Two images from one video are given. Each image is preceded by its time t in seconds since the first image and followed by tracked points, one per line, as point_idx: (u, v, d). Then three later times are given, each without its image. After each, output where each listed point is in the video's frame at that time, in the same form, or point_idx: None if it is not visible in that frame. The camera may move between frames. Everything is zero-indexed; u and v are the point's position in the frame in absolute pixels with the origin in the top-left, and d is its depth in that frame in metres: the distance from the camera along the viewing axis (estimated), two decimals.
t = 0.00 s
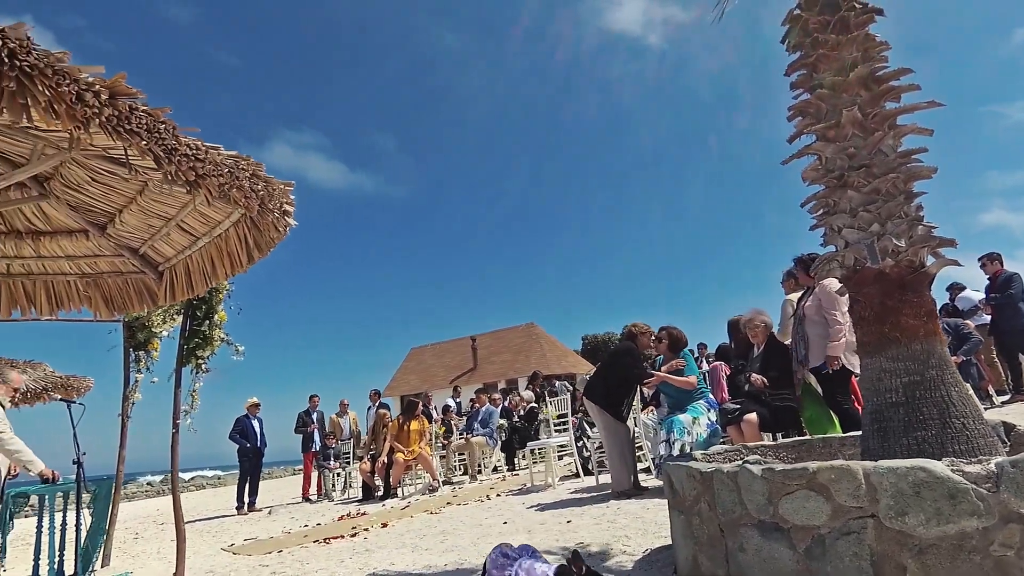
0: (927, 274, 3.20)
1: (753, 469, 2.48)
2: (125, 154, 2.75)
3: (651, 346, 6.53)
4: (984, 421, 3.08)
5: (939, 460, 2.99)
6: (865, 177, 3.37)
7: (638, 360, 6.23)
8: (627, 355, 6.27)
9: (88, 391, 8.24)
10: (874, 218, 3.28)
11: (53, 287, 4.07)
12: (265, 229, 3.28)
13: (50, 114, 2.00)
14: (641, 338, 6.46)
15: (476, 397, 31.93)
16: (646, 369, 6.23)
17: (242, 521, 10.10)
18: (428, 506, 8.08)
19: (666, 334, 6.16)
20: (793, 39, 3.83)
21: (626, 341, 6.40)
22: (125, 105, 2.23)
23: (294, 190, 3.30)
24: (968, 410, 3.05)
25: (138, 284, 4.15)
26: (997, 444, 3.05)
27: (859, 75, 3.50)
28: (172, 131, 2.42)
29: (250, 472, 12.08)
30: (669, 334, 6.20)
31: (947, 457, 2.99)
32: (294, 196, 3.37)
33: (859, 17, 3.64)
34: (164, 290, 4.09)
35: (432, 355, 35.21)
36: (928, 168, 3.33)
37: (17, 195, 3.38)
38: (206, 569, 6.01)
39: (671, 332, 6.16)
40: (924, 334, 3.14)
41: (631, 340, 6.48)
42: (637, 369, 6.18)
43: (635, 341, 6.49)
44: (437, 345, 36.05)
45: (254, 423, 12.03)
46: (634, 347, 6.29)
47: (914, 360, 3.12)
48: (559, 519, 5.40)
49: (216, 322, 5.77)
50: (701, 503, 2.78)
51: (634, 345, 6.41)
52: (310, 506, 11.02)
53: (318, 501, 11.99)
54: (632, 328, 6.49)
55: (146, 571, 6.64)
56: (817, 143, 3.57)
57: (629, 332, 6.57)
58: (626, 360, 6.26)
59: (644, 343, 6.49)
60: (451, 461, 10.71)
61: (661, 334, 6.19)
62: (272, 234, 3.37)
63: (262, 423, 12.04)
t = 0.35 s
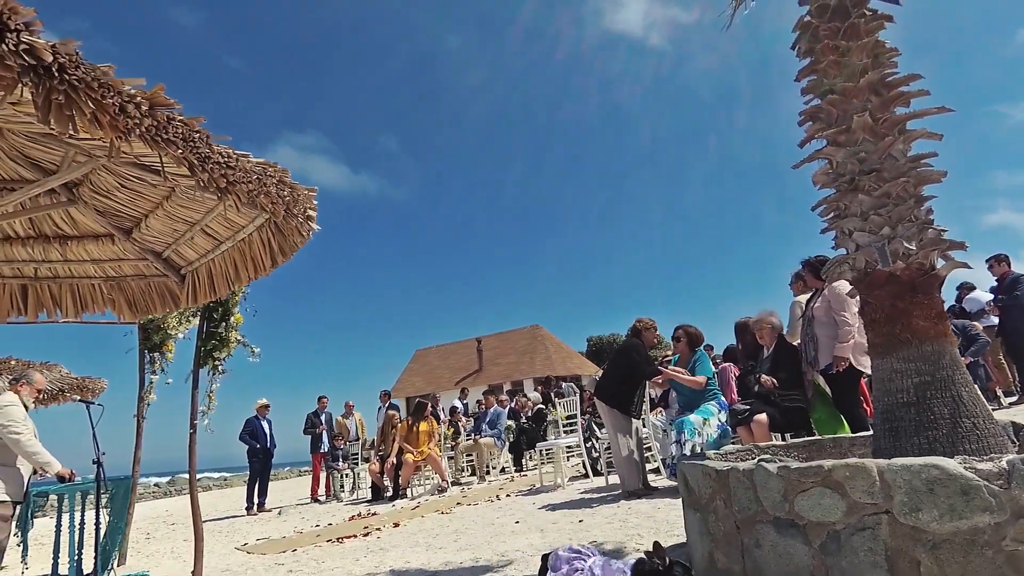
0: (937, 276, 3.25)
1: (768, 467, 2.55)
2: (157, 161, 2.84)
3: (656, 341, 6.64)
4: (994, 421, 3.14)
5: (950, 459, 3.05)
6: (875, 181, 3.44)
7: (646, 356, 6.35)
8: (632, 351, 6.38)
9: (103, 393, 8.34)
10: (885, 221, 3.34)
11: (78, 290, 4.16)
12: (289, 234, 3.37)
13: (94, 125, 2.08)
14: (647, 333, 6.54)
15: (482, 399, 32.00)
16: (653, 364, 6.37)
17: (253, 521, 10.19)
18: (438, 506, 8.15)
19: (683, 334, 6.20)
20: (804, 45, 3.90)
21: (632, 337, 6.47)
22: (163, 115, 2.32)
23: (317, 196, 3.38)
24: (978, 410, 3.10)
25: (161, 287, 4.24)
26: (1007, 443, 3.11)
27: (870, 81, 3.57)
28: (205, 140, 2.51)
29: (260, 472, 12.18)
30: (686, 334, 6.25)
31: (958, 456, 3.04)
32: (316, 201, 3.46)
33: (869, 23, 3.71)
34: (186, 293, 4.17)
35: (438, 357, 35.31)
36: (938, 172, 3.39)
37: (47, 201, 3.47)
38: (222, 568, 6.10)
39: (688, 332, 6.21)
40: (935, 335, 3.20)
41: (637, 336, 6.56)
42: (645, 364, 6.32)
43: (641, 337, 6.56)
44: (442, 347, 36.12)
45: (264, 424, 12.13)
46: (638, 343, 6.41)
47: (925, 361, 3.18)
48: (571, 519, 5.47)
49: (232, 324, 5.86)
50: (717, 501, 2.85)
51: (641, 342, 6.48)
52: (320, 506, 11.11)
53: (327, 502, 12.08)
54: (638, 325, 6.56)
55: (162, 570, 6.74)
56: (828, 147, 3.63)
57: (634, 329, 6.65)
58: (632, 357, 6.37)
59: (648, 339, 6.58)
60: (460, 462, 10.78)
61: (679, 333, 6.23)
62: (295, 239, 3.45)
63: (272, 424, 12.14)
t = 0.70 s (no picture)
0: (943, 277, 3.32)
1: (779, 464, 2.63)
2: (184, 167, 2.92)
3: (657, 334, 6.69)
4: (999, 419, 3.21)
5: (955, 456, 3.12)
6: (881, 184, 3.51)
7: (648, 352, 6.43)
8: (634, 348, 6.43)
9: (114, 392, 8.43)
10: (890, 224, 3.42)
11: (98, 292, 4.24)
12: (308, 237, 3.45)
13: (132, 135, 2.16)
14: (648, 327, 6.58)
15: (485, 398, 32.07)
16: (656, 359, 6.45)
17: (261, 519, 10.27)
18: (446, 503, 8.23)
19: (697, 333, 6.25)
20: (811, 50, 3.98)
21: (634, 333, 6.53)
22: (195, 124, 2.41)
23: (336, 200, 3.47)
24: (983, 408, 3.18)
25: (179, 289, 4.32)
26: (1011, 440, 3.18)
27: (876, 86, 3.65)
28: (233, 147, 2.60)
29: (267, 471, 12.26)
30: (699, 333, 6.29)
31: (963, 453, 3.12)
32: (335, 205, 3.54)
33: (875, 29, 3.79)
34: (203, 295, 4.25)
35: (440, 356, 35.41)
36: (942, 175, 3.46)
37: (71, 206, 3.57)
38: (235, 564, 6.17)
39: (701, 332, 6.25)
40: (940, 335, 3.27)
41: (639, 331, 6.61)
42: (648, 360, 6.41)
43: (642, 331, 6.61)
44: (445, 346, 36.21)
45: (271, 422, 12.22)
46: (639, 339, 6.45)
47: (931, 360, 3.26)
48: (579, 516, 5.54)
49: (245, 324, 5.97)
50: (729, 497, 2.93)
51: (643, 337, 6.54)
52: (326, 504, 11.20)
53: (333, 500, 12.17)
54: (639, 319, 6.60)
55: (174, 567, 6.82)
56: (834, 150, 3.71)
57: (636, 322, 6.68)
58: (635, 354, 6.44)
59: (650, 332, 6.62)
60: (466, 461, 10.87)
61: (691, 332, 6.29)
62: (313, 243, 3.53)
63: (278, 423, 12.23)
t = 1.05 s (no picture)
0: (952, 277, 3.39)
1: (794, 459, 2.69)
2: (211, 170, 3.00)
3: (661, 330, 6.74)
4: (1007, 416, 3.28)
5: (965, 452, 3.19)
6: (891, 186, 3.58)
7: (654, 349, 6.51)
8: (640, 346, 6.53)
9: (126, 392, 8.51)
10: (900, 225, 3.49)
11: (120, 293, 4.32)
12: (330, 239, 3.53)
13: (170, 141, 2.24)
14: (652, 324, 6.63)
15: (488, 397, 32.16)
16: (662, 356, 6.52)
17: (270, 517, 10.35)
18: (455, 501, 8.31)
19: (709, 332, 6.42)
20: (821, 53, 4.04)
21: (638, 331, 6.61)
22: (228, 130, 2.49)
23: (357, 202, 3.55)
24: (992, 405, 3.25)
25: (199, 289, 4.40)
26: (1019, 437, 3.25)
27: (885, 89, 3.71)
28: (264, 151, 2.68)
29: (274, 469, 12.35)
30: (713, 333, 6.43)
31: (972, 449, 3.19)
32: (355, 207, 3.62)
33: (885, 34, 3.85)
34: (223, 295, 4.33)
35: (444, 356, 35.51)
36: (951, 177, 3.52)
37: (97, 208, 3.65)
38: (249, 560, 6.25)
39: (714, 331, 6.40)
40: (949, 334, 3.35)
41: (643, 328, 6.66)
42: (653, 357, 6.49)
43: (647, 328, 6.66)
44: (448, 346, 36.30)
45: (278, 421, 12.31)
46: (644, 336, 6.54)
47: (940, 359, 3.33)
48: (590, 513, 5.61)
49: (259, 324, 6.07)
50: (743, 492, 2.99)
51: (647, 334, 6.60)
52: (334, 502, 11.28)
53: (341, 498, 12.25)
54: (644, 315, 6.65)
55: (188, 563, 6.91)
56: (844, 153, 3.78)
57: (640, 318, 6.74)
58: (641, 351, 6.53)
59: (654, 329, 6.67)
60: (473, 459, 10.95)
61: (705, 332, 6.44)
62: (334, 244, 3.61)
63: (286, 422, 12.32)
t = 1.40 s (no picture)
0: (961, 275, 3.43)
1: (808, 455, 2.74)
2: (233, 170, 3.05)
3: (663, 326, 6.74)
4: (1017, 412, 3.32)
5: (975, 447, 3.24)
6: (901, 185, 3.62)
7: (657, 345, 6.53)
8: (645, 343, 6.55)
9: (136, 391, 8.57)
10: (910, 223, 3.53)
11: (137, 292, 4.38)
12: (347, 238, 3.58)
13: (199, 143, 2.29)
14: (655, 320, 6.64)
15: (492, 396, 32.21)
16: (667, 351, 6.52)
17: (278, 514, 10.41)
18: (463, 499, 8.36)
19: (718, 330, 6.51)
20: (830, 54, 4.07)
21: (641, 328, 6.63)
22: (254, 132, 2.54)
23: (374, 202, 3.61)
24: (1002, 401, 3.29)
25: (215, 289, 4.45)
26: None
27: (895, 90, 3.75)
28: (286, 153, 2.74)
29: (281, 468, 12.41)
30: (721, 332, 6.52)
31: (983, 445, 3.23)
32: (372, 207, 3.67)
33: (893, 35, 3.88)
34: (238, 294, 4.38)
35: (447, 355, 35.56)
36: (961, 176, 3.56)
37: (117, 209, 3.71)
38: (261, 557, 6.31)
39: (723, 329, 6.49)
40: (959, 331, 3.39)
41: (646, 325, 6.67)
42: (658, 353, 6.51)
43: (649, 325, 6.67)
44: (452, 345, 36.35)
45: (285, 420, 12.38)
46: (648, 333, 6.56)
47: (950, 356, 3.37)
48: (599, 510, 5.65)
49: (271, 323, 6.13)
50: (756, 487, 3.04)
51: (650, 331, 6.61)
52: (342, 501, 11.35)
53: (348, 496, 12.32)
54: (647, 312, 6.65)
55: (200, 560, 6.98)
56: (854, 153, 3.81)
57: (643, 315, 6.76)
58: (645, 347, 6.56)
59: (656, 325, 6.66)
60: (479, 458, 10.99)
61: (713, 330, 6.53)
62: (351, 243, 3.66)
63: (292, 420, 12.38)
